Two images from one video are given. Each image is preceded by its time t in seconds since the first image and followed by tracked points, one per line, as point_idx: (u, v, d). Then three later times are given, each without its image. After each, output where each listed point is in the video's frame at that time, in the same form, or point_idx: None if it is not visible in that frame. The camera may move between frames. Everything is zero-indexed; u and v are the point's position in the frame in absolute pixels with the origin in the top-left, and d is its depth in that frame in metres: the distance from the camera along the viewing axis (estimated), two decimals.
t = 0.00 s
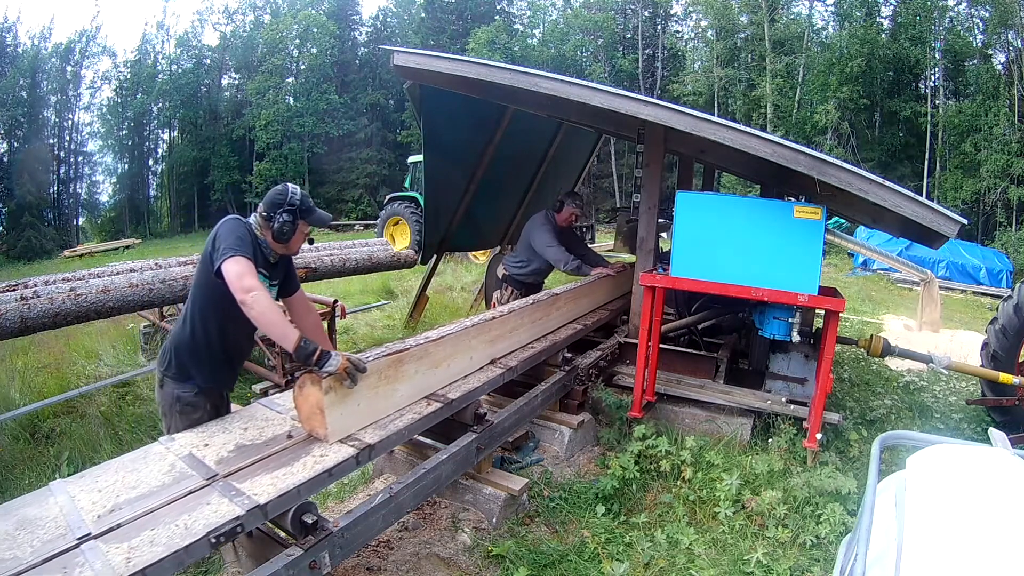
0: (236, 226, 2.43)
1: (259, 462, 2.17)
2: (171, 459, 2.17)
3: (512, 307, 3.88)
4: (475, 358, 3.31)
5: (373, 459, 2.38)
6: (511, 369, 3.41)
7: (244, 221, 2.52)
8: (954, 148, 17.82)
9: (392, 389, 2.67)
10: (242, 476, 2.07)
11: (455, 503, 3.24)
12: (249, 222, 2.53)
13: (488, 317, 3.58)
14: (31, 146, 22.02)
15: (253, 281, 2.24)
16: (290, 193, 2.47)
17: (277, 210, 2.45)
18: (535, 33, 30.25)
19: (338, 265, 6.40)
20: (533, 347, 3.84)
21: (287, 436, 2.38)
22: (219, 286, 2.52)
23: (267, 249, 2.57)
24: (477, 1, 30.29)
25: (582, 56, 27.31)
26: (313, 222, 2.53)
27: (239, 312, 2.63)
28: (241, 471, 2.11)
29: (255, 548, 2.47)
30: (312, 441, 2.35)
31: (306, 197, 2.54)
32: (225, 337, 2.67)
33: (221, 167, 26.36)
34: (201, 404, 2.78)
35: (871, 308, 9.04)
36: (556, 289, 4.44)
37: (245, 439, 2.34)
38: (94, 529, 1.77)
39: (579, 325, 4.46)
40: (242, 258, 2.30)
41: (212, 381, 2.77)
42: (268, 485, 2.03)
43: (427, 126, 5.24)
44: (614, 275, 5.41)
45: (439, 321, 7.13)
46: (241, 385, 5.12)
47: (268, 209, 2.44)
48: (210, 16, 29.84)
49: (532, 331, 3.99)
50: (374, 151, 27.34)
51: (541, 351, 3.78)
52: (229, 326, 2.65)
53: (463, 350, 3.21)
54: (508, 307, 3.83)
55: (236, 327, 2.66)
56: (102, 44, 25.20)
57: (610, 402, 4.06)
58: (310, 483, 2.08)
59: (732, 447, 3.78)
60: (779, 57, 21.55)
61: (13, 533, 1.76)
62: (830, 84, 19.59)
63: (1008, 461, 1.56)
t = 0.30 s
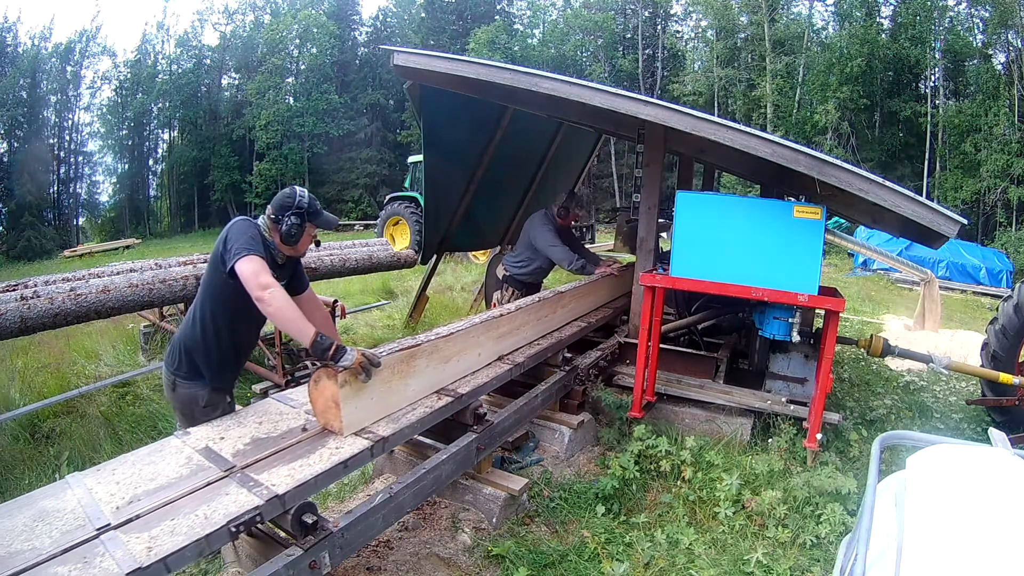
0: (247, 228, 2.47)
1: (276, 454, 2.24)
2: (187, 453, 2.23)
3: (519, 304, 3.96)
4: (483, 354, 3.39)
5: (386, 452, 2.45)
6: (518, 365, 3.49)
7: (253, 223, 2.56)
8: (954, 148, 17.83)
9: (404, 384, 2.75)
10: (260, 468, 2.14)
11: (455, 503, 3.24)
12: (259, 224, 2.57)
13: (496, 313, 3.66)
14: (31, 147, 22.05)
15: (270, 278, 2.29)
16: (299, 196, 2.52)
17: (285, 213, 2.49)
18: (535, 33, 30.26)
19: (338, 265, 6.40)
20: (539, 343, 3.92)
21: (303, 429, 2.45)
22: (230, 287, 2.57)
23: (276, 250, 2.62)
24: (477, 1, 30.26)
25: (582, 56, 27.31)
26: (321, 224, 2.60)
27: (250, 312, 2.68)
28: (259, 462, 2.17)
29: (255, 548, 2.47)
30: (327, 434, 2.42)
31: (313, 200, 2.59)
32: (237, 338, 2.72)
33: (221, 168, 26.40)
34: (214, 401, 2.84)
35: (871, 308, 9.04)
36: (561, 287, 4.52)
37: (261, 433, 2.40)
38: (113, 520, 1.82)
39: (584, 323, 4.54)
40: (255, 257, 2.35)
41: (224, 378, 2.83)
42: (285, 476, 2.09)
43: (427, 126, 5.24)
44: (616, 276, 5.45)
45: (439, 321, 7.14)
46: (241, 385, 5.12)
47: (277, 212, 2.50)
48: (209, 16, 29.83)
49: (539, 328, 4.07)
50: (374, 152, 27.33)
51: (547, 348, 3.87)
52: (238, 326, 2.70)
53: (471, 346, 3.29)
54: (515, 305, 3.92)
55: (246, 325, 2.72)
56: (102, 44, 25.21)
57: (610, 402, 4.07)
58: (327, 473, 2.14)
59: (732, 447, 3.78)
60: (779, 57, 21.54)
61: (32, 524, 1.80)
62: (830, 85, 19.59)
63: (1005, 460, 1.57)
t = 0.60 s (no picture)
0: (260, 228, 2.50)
1: (292, 446, 2.29)
2: (203, 446, 2.28)
3: (527, 302, 4.02)
4: (491, 350, 3.44)
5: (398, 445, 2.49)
6: (525, 360, 3.53)
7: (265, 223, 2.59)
8: (954, 148, 17.83)
9: (415, 378, 2.78)
10: (277, 460, 2.18)
11: (454, 503, 3.24)
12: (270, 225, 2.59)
13: (504, 310, 3.71)
14: (31, 146, 22.08)
15: (287, 276, 2.33)
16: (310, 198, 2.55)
17: (297, 214, 2.52)
18: (535, 33, 30.27)
19: (338, 265, 6.41)
20: (546, 340, 3.98)
21: (317, 423, 2.48)
22: (244, 287, 2.60)
23: (287, 250, 2.64)
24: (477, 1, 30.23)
25: (582, 56, 27.32)
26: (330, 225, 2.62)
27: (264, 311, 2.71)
28: (275, 454, 2.22)
29: (255, 548, 2.47)
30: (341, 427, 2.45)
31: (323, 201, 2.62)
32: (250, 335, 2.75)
33: (221, 167, 26.43)
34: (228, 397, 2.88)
35: (871, 308, 9.04)
36: (567, 285, 4.57)
37: (275, 427, 2.45)
38: (132, 511, 1.87)
39: (589, 320, 4.59)
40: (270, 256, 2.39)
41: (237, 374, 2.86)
42: (302, 467, 2.14)
43: (426, 126, 5.24)
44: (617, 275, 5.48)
45: (439, 321, 7.14)
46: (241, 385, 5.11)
47: (288, 212, 2.51)
48: (209, 16, 29.83)
49: (545, 325, 4.13)
50: (374, 152, 27.31)
51: (554, 344, 3.92)
52: (251, 325, 2.73)
53: (479, 343, 3.32)
54: (522, 302, 3.96)
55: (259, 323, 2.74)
56: (102, 44, 25.18)
57: (610, 402, 4.07)
58: (342, 465, 2.18)
59: (732, 447, 3.78)
60: (779, 57, 21.54)
61: (49, 516, 1.84)
62: (830, 85, 19.60)
63: (1003, 459, 1.57)
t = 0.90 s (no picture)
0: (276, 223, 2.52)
1: (306, 439, 2.31)
2: (219, 439, 2.29)
3: (533, 299, 4.04)
4: (498, 346, 3.45)
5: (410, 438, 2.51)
6: (532, 357, 3.54)
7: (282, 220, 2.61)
8: (954, 148, 17.83)
9: (426, 373, 2.80)
10: (293, 452, 2.21)
11: (454, 503, 3.24)
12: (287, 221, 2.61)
13: (511, 308, 3.73)
14: (31, 146, 22.10)
15: (301, 271, 2.35)
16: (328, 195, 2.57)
17: (314, 211, 2.54)
18: (535, 32, 30.28)
19: (338, 265, 6.41)
20: (551, 337, 4.01)
21: (330, 416, 2.50)
22: (260, 282, 2.61)
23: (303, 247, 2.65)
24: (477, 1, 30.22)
25: (582, 56, 27.33)
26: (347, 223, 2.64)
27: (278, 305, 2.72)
28: (291, 446, 2.24)
29: (254, 548, 2.47)
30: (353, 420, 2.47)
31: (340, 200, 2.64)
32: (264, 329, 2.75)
33: (221, 167, 26.48)
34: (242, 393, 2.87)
35: (871, 308, 9.03)
36: (572, 283, 4.59)
37: (290, 420, 2.46)
38: (151, 502, 1.88)
39: (593, 318, 4.62)
40: (286, 251, 2.40)
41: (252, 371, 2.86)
42: (318, 458, 2.16)
43: (427, 126, 5.24)
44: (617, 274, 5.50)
45: (439, 320, 7.14)
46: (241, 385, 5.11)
47: (305, 209, 2.53)
48: (210, 16, 29.81)
49: (550, 322, 4.16)
50: (374, 152, 27.29)
51: (559, 341, 3.95)
52: (266, 319, 2.73)
53: (487, 340, 3.34)
54: (528, 300, 3.99)
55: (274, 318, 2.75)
56: (102, 44, 25.17)
57: (610, 402, 4.07)
58: (356, 457, 2.21)
59: (732, 447, 3.78)
60: (779, 57, 21.54)
61: (68, 508, 1.85)
62: (830, 85, 19.60)
63: (1004, 459, 1.57)
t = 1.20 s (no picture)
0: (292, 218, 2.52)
1: (320, 432, 2.31)
2: (234, 433, 2.29)
3: (538, 297, 4.05)
4: (505, 344, 3.45)
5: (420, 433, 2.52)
6: (538, 354, 3.54)
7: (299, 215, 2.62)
8: (954, 148, 17.82)
9: (436, 369, 2.81)
10: (307, 445, 2.21)
11: (454, 503, 3.24)
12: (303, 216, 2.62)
13: (517, 305, 3.73)
14: (31, 146, 22.11)
15: (316, 268, 2.35)
16: (343, 191, 2.58)
17: (330, 207, 2.55)
18: (535, 32, 30.29)
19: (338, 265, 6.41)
20: (557, 335, 4.01)
21: (342, 411, 2.50)
22: (276, 276, 2.62)
23: (318, 243, 2.66)
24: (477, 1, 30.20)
25: (582, 56, 27.33)
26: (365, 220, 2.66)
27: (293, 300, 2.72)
28: (305, 439, 2.24)
29: (254, 548, 2.47)
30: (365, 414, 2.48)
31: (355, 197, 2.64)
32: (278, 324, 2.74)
33: (221, 168, 26.53)
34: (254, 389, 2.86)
35: (870, 308, 9.03)
36: (576, 282, 4.61)
37: (303, 414, 2.46)
38: (169, 494, 1.88)
39: (597, 317, 4.62)
40: (301, 246, 2.41)
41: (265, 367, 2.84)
42: (334, 451, 2.17)
43: (427, 126, 5.24)
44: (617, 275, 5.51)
45: (439, 320, 7.14)
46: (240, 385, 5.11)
47: (322, 205, 2.55)
48: (210, 16, 29.80)
49: (555, 320, 4.16)
50: (374, 152, 27.27)
51: (564, 339, 3.96)
52: (281, 313, 2.73)
53: (494, 336, 3.34)
54: (534, 297, 4.00)
55: (289, 312, 2.75)
56: (102, 44, 25.16)
57: (610, 402, 4.07)
58: (371, 448, 2.21)
59: (732, 447, 3.78)
60: (779, 57, 21.53)
61: (86, 500, 1.85)
62: (830, 85, 19.60)
63: (1006, 459, 1.57)
